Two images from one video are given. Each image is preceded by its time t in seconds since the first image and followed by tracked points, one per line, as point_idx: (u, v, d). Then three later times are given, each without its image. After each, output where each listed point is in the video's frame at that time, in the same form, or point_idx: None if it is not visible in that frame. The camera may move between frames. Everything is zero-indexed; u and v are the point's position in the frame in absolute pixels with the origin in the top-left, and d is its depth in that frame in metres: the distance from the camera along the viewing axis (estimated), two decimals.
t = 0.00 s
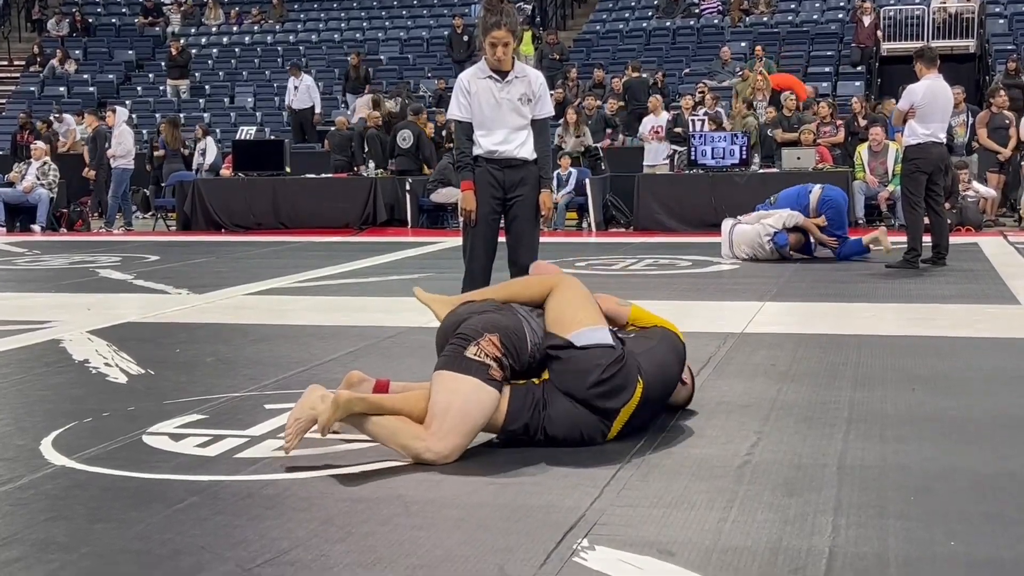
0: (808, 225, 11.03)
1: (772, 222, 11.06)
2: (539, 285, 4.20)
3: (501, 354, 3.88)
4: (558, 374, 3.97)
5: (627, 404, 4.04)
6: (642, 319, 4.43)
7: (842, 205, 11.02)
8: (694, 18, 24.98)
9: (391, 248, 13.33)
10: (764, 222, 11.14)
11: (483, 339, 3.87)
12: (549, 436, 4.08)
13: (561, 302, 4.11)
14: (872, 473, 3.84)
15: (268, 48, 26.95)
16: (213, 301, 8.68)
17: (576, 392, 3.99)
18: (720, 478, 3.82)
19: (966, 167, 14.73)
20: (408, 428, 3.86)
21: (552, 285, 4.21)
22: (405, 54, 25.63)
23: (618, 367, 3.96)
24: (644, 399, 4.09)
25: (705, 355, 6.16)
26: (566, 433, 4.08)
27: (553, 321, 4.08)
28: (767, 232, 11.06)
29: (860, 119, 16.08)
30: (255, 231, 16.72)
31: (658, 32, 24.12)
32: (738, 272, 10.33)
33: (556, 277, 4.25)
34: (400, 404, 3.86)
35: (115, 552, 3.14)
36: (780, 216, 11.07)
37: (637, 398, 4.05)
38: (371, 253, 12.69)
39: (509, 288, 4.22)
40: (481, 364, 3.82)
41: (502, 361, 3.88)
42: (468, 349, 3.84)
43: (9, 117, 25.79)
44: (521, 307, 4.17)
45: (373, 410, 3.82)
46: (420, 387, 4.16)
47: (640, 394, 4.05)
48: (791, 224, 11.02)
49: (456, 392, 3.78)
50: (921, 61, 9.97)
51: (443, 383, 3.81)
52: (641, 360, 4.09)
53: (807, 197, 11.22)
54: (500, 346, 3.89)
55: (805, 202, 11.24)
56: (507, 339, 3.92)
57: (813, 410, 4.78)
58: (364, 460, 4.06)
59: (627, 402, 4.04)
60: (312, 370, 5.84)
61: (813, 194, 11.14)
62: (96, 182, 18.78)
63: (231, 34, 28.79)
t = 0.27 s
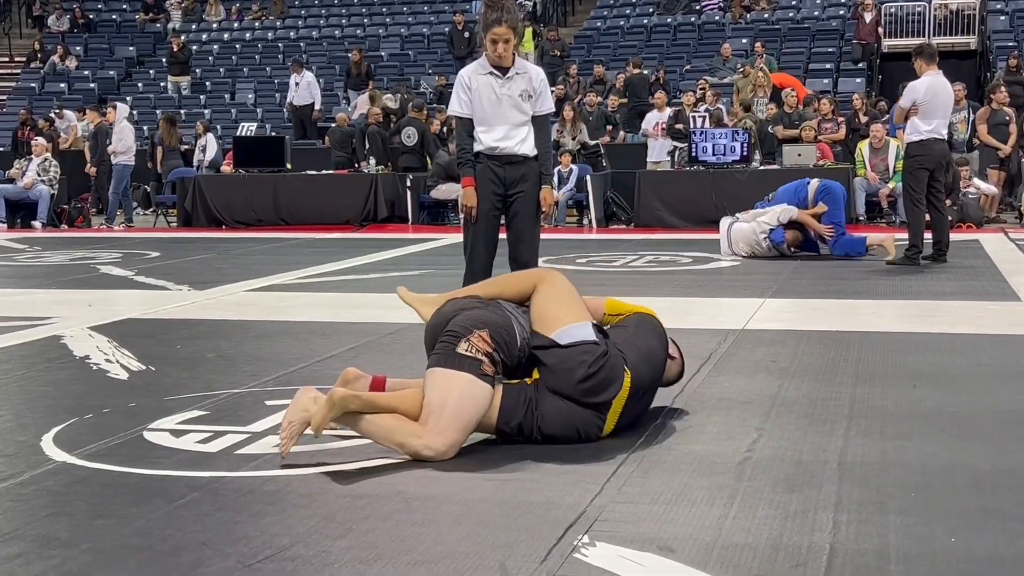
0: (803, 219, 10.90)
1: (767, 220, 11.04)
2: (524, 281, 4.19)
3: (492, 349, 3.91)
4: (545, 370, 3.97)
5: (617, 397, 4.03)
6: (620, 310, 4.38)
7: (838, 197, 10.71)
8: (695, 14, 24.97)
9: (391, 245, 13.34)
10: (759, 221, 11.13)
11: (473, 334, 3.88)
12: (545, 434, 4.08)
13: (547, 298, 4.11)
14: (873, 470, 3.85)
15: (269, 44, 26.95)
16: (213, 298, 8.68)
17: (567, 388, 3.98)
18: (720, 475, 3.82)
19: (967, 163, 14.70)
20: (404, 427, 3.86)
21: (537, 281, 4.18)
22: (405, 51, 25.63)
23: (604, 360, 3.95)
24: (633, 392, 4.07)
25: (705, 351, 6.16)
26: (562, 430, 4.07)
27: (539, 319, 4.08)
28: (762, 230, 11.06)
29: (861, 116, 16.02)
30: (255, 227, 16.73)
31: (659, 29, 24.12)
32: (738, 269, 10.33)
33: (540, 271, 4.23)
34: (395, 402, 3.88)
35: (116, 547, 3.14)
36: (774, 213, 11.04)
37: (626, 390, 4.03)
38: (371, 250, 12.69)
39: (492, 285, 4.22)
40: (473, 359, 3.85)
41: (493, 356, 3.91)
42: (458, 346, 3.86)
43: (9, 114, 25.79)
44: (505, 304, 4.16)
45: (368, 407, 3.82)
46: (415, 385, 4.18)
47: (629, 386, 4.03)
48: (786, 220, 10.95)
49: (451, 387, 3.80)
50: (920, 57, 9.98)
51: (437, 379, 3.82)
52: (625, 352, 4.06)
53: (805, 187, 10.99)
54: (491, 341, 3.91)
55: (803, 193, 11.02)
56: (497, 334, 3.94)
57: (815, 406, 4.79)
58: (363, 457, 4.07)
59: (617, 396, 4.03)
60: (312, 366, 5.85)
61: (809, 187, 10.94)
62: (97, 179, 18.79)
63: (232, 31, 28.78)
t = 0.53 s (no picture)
0: (796, 219, 10.92)
1: (761, 218, 11.06)
2: (512, 277, 4.23)
3: (482, 343, 3.92)
4: (541, 363, 3.98)
5: (612, 388, 4.05)
6: (610, 306, 4.41)
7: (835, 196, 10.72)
8: (696, 11, 24.95)
9: (392, 241, 13.33)
10: (752, 219, 11.16)
11: (462, 328, 3.90)
12: (545, 427, 4.07)
13: (534, 290, 4.13)
14: (874, 465, 3.85)
15: (270, 41, 26.93)
16: (214, 294, 8.68)
17: (564, 380, 3.98)
18: (721, 470, 3.82)
19: (968, 159, 14.69)
20: (400, 424, 3.86)
21: (524, 277, 4.22)
22: (406, 47, 25.61)
23: (601, 350, 3.98)
24: (628, 380, 4.09)
25: (706, 347, 6.16)
26: (562, 422, 4.06)
27: (526, 311, 4.09)
28: (755, 230, 11.09)
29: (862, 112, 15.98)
30: (256, 224, 16.73)
31: (660, 25, 24.10)
32: (739, 265, 10.33)
33: (527, 267, 4.27)
34: (388, 402, 3.88)
35: (118, 542, 3.15)
36: (768, 212, 11.09)
37: (621, 379, 4.06)
38: (372, 246, 12.68)
39: (480, 282, 4.25)
40: (464, 354, 3.86)
41: (484, 350, 3.91)
42: (447, 342, 3.88)
43: (10, 110, 25.76)
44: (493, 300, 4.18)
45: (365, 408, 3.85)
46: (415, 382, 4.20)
47: (624, 374, 4.06)
48: (779, 220, 11.00)
49: (444, 382, 3.81)
50: (920, 53, 9.97)
51: (428, 376, 3.84)
52: (618, 343, 4.10)
53: (803, 185, 10.97)
54: (481, 335, 3.92)
55: (800, 191, 11.02)
56: (487, 329, 3.95)
57: (816, 402, 4.79)
58: (364, 453, 4.07)
59: (613, 385, 4.05)
60: (314, 362, 5.85)
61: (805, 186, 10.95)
62: (98, 175, 18.79)
63: (232, 27, 28.75)
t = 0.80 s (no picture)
0: (796, 218, 10.90)
1: (761, 217, 11.07)
2: (515, 273, 4.20)
3: (491, 344, 3.90)
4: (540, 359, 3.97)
5: (608, 384, 4.04)
6: (628, 301, 4.43)
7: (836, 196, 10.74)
8: (697, 7, 24.93)
9: (393, 238, 13.33)
10: (752, 218, 11.17)
11: (472, 329, 3.88)
12: (543, 422, 4.08)
13: (538, 286, 4.11)
14: (876, 462, 3.85)
15: (271, 37, 26.92)
16: (216, 290, 8.68)
17: (560, 378, 3.98)
18: (723, 467, 3.82)
19: (968, 156, 14.71)
20: (406, 422, 3.83)
21: (528, 273, 4.20)
22: (407, 43, 25.60)
23: (597, 348, 3.96)
24: (624, 378, 4.08)
25: (708, 343, 6.16)
26: (558, 417, 4.07)
27: (529, 308, 4.07)
28: (755, 229, 11.13)
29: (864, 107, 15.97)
30: (257, 220, 16.72)
31: (661, 21, 24.09)
32: (740, 262, 10.33)
33: (531, 263, 4.25)
34: (391, 397, 3.83)
35: (119, 539, 3.15)
36: (768, 212, 11.03)
37: (616, 376, 4.04)
38: (373, 242, 12.68)
39: (484, 279, 4.23)
40: (474, 353, 3.85)
41: (493, 350, 3.90)
42: (458, 340, 3.86)
43: (10, 106, 25.75)
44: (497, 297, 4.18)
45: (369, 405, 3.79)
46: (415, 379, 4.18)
47: (621, 370, 4.05)
48: (779, 221, 10.97)
49: (452, 380, 3.80)
50: (921, 49, 9.95)
51: (436, 374, 3.82)
52: (616, 341, 4.08)
53: (805, 183, 10.94)
54: (490, 336, 3.90)
55: (800, 189, 11.00)
56: (496, 330, 3.93)
57: (817, 399, 4.79)
58: (366, 450, 4.07)
59: (609, 382, 4.04)
60: (315, 358, 5.85)
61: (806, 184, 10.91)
62: (99, 171, 18.80)
63: (233, 23, 28.73)
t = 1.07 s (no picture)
0: (793, 211, 10.93)
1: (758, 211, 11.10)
2: (521, 266, 4.19)
3: (499, 343, 3.95)
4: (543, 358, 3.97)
5: (614, 385, 4.05)
6: (654, 301, 4.45)
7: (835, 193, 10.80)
8: (697, 2, 24.90)
9: (393, 233, 13.32)
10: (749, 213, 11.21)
11: (481, 327, 3.92)
12: (544, 420, 4.08)
13: (543, 284, 4.10)
14: (876, 458, 3.85)
15: (270, 32, 26.90)
16: (215, 286, 8.68)
17: (565, 377, 3.99)
18: (723, 462, 3.82)
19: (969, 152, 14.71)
20: (409, 418, 3.83)
21: (533, 267, 4.18)
22: (407, 39, 25.57)
23: (603, 350, 3.96)
24: (630, 380, 4.09)
25: (708, 339, 6.16)
26: (559, 415, 4.08)
27: (534, 305, 4.07)
28: (751, 223, 11.17)
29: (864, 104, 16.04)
30: (257, 215, 16.70)
31: (661, 17, 24.07)
32: (740, 257, 10.33)
33: (538, 255, 4.22)
34: (396, 394, 3.82)
35: (119, 534, 3.15)
36: (765, 204, 11.08)
37: (623, 377, 4.05)
38: (373, 238, 12.67)
39: (491, 271, 4.23)
40: (481, 351, 3.89)
41: (501, 349, 3.96)
42: (466, 338, 3.89)
43: (10, 102, 25.73)
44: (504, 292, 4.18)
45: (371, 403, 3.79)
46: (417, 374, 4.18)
47: (627, 372, 4.06)
48: (775, 212, 10.99)
49: (457, 378, 3.80)
50: (921, 45, 9.94)
51: (441, 370, 3.82)
52: (625, 341, 4.09)
53: (803, 178, 10.95)
54: (498, 334, 3.95)
55: (799, 184, 11.02)
56: (503, 329, 3.97)
57: (818, 394, 4.79)
58: (366, 446, 4.07)
59: (614, 384, 4.05)
60: (315, 354, 5.85)
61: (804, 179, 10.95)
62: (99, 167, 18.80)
63: (233, 18, 28.71)
